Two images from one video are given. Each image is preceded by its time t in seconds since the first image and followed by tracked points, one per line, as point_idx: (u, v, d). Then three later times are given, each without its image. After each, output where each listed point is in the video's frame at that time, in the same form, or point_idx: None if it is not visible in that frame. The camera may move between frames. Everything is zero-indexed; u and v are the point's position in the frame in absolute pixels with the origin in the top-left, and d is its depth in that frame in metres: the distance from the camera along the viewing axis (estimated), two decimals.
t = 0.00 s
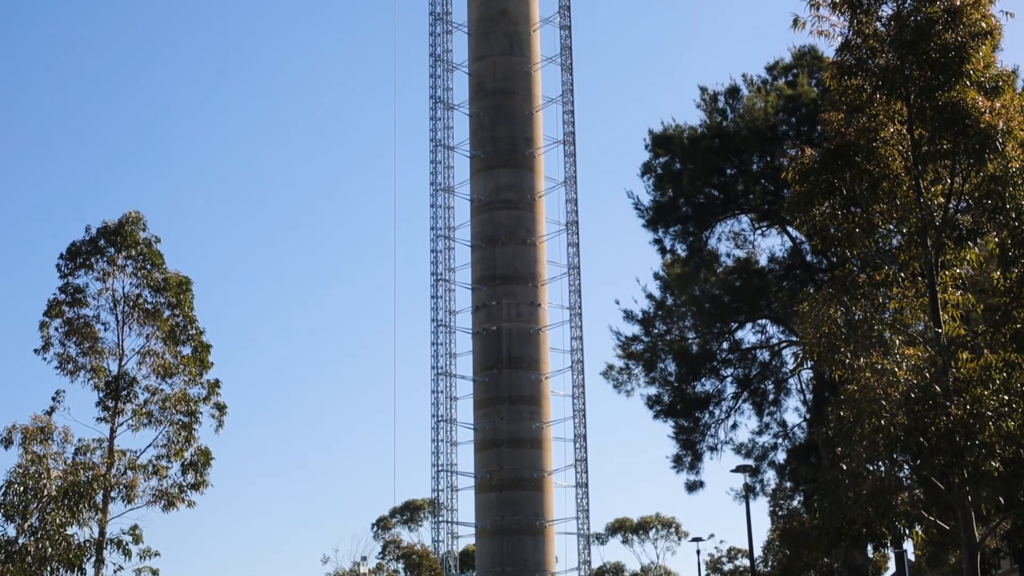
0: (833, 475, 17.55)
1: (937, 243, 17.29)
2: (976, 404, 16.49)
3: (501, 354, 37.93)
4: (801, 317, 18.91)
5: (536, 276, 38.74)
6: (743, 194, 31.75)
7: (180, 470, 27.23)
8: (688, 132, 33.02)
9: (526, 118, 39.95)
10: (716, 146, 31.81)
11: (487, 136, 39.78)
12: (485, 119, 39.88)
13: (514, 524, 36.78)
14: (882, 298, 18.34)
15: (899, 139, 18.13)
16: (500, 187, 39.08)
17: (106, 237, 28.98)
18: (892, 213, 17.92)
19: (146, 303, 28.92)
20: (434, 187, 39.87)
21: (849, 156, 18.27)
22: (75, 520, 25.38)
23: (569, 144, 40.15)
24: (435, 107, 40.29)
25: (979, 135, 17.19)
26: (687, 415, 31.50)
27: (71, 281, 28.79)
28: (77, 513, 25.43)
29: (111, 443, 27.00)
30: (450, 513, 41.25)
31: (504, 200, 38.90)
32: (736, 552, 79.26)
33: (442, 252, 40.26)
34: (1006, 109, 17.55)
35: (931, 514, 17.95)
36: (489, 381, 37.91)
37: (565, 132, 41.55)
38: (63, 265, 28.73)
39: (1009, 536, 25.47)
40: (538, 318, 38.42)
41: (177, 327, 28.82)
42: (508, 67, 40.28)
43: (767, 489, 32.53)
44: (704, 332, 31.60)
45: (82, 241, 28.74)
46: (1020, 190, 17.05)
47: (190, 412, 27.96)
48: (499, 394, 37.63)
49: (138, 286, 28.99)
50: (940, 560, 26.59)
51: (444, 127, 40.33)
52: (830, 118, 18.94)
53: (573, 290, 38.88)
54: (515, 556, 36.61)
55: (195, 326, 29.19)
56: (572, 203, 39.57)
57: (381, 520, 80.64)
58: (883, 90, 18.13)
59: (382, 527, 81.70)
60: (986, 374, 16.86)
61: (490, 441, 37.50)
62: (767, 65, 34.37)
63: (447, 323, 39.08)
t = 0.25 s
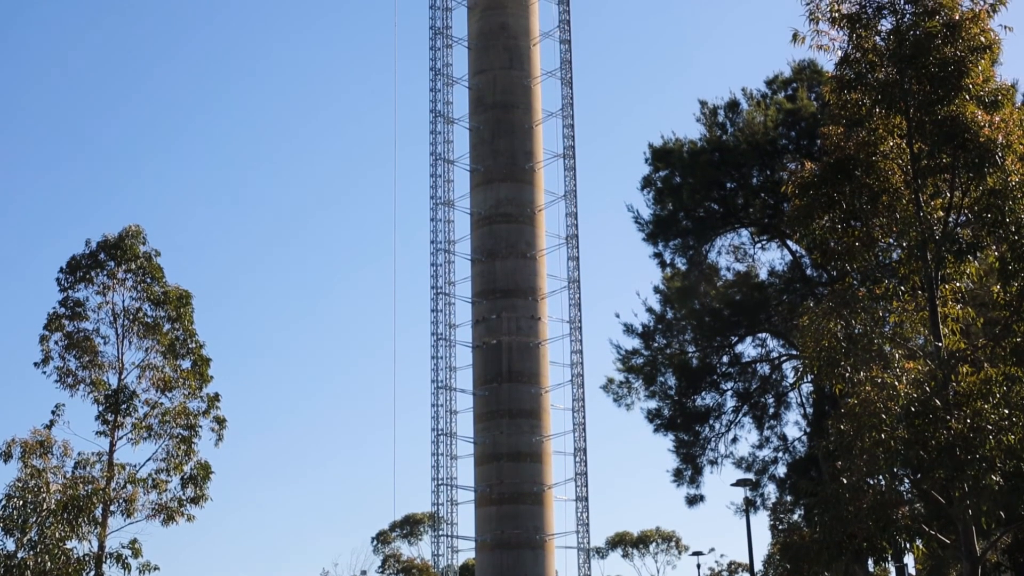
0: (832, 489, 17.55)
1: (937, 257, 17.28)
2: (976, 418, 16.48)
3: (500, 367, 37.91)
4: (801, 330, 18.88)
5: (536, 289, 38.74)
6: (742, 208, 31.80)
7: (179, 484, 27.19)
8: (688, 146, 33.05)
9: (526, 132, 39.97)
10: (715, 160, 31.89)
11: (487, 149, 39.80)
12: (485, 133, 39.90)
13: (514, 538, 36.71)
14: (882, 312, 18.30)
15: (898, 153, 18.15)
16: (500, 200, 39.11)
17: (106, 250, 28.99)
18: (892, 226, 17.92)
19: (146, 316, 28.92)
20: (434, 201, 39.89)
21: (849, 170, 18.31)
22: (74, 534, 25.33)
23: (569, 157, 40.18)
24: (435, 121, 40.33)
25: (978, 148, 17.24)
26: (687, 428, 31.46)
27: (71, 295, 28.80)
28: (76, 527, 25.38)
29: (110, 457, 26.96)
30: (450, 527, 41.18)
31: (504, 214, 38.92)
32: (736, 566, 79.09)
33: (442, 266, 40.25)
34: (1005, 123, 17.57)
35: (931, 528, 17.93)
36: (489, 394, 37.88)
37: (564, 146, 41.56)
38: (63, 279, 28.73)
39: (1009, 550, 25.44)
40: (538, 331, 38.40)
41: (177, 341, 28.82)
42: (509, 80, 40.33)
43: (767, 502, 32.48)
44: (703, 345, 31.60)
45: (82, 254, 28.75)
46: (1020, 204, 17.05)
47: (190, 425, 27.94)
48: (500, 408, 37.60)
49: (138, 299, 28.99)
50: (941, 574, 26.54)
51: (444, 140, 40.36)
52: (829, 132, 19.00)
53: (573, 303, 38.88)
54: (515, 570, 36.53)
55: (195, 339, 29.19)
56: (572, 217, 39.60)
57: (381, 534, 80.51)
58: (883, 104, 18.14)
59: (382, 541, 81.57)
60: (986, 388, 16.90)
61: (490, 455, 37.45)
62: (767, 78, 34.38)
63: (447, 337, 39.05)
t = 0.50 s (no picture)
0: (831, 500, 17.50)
1: (937, 269, 17.31)
2: (976, 429, 16.47)
3: (501, 379, 37.88)
4: (801, 341, 18.87)
5: (536, 301, 38.74)
6: (742, 219, 31.82)
7: (179, 496, 27.15)
8: (688, 157, 33.08)
9: (526, 143, 39.99)
10: (715, 171, 31.91)
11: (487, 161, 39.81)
12: (485, 144, 39.91)
13: (514, 549, 36.63)
14: (883, 324, 18.23)
15: (898, 165, 18.19)
16: (500, 212, 39.12)
17: (107, 261, 28.99)
18: (891, 238, 17.87)
19: (146, 327, 28.91)
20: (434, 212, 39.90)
21: (849, 181, 18.27)
22: (73, 545, 25.29)
23: (569, 169, 40.20)
24: (435, 132, 40.36)
25: (978, 160, 17.25)
26: (687, 440, 31.42)
27: (71, 306, 28.80)
28: (76, 539, 25.34)
29: (110, 469, 26.93)
30: (450, 539, 41.11)
31: (504, 225, 38.93)
32: None
33: (442, 277, 40.25)
34: (1004, 135, 17.56)
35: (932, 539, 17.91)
36: (489, 406, 37.85)
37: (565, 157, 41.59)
38: (63, 290, 28.73)
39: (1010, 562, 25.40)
40: (538, 343, 38.39)
41: (177, 352, 28.82)
42: (508, 92, 40.36)
43: (767, 514, 32.43)
44: (704, 356, 31.58)
45: (82, 266, 28.76)
46: (1019, 216, 17.09)
47: (189, 437, 27.92)
48: (500, 419, 37.58)
49: (138, 310, 28.98)
50: None
51: (444, 152, 40.38)
52: (829, 143, 19.00)
53: (573, 315, 38.88)
54: None
55: (195, 351, 29.19)
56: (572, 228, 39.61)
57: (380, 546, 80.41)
58: (882, 116, 18.18)
59: (381, 553, 81.46)
60: (986, 400, 16.83)
61: (490, 466, 37.41)
62: (767, 90, 34.44)
63: (447, 348, 39.04)
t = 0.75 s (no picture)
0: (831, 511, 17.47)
1: (937, 280, 17.41)
2: (977, 440, 16.46)
3: (501, 390, 37.86)
4: (802, 352, 18.87)
5: (536, 311, 38.73)
6: (742, 230, 31.83)
7: (178, 507, 27.12)
8: (688, 168, 33.11)
9: (526, 154, 39.99)
10: (715, 182, 31.94)
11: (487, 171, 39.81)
12: (485, 155, 39.91)
13: (514, 561, 36.56)
14: (883, 334, 18.27)
15: (898, 175, 18.15)
16: (500, 222, 39.12)
17: (107, 272, 28.99)
18: (891, 248, 17.95)
19: (146, 338, 28.91)
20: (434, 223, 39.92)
21: (848, 193, 18.27)
22: (73, 556, 25.25)
23: (569, 180, 40.24)
24: (435, 143, 40.38)
25: (977, 171, 17.28)
26: (687, 451, 31.36)
27: (70, 317, 28.79)
28: (75, 550, 25.30)
29: (109, 479, 26.90)
30: (449, 550, 41.04)
31: (504, 236, 38.94)
32: None
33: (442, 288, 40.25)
34: (1004, 145, 17.55)
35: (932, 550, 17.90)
36: (489, 417, 37.82)
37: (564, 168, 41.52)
38: (63, 301, 28.73)
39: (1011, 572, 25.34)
40: (538, 353, 38.37)
41: (177, 363, 28.81)
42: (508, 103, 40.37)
43: (768, 525, 32.38)
44: (703, 367, 31.57)
45: (82, 276, 28.76)
46: (1019, 226, 17.13)
47: (189, 447, 27.90)
48: (499, 430, 37.55)
49: (138, 321, 28.98)
50: None
51: (444, 163, 40.41)
52: (828, 154, 18.98)
53: (573, 325, 38.87)
54: None
55: (195, 362, 29.19)
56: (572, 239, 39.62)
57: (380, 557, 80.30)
58: (882, 126, 18.18)
59: (381, 564, 81.35)
60: (986, 411, 16.83)
61: (489, 477, 37.37)
62: (767, 101, 34.48)
63: (447, 359, 39.02)
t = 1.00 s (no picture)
0: (831, 523, 17.48)
1: (937, 292, 17.33)
2: (977, 451, 16.44)
3: (500, 402, 37.82)
4: (801, 364, 18.88)
5: (536, 323, 38.70)
6: (742, 242, 31.81)
7: (178, 519, 27.08)
8: (688, 180, 33.16)
9: (526, 165, 39.95)
10: (715, 194, 31.99)
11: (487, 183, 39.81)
12: (485, 166, 39.90)
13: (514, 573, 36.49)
14: (883, 346, 18.23)
15: (898, 187, 18.17)
16: (500, 234, 39.11)
17: (107, 283, 28.99)
18: (892, 260, 17.94)
19: (146, 350, 28.89)
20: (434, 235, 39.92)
21: (848, 204, 18.35)
22: (72, 569, 25.20)
23: (569, 192, 40.28)
24: (435, 155, 40.41)
25: (977, 182, 17.26)
26: (688, 463, 31.30)
27: (70, 328, 28.78)
28: (75, 562, 25.26)
29: (109, 491, 26.85)
30: (450, 562, 40.98)
31: (504, 247, 38.94)
32: None
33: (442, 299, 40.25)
34: (1004, 157, 17.58)
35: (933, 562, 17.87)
36: (489, 428, 37.78)
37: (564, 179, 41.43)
38: (63, 313, 28.73)
39: None
40: (538, 365, 38.34)
41: (177, 375, 28.80)
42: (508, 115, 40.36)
43: (768, 537, 32.29)
44: (704, 379, 31.54)
45: (82, 288, 28.76)
46: (1019, 238, 17.14)
47: (189, 459, 27.87)
48: (500, 442, 37.51)
49: (138, 333, 28.97)
50: None
51: (444, 174, 40.42)
52: (829, 165, 18.97)
53: (573, 337, 38.85)
54: None
55: (195, 373, 29.17)
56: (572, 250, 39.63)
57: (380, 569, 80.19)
58: (882, 138, 18.21)
59: None
60: (987, 423, 16.77)
61: (490, 489, 37.32)
62: (767, 112, 34.51)
63: (447, 371, 38.99)
